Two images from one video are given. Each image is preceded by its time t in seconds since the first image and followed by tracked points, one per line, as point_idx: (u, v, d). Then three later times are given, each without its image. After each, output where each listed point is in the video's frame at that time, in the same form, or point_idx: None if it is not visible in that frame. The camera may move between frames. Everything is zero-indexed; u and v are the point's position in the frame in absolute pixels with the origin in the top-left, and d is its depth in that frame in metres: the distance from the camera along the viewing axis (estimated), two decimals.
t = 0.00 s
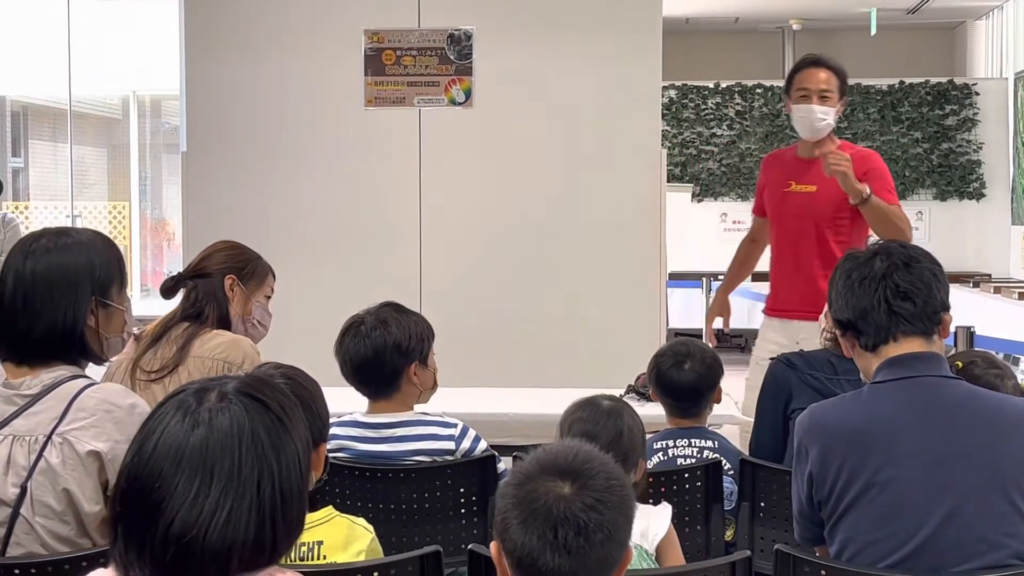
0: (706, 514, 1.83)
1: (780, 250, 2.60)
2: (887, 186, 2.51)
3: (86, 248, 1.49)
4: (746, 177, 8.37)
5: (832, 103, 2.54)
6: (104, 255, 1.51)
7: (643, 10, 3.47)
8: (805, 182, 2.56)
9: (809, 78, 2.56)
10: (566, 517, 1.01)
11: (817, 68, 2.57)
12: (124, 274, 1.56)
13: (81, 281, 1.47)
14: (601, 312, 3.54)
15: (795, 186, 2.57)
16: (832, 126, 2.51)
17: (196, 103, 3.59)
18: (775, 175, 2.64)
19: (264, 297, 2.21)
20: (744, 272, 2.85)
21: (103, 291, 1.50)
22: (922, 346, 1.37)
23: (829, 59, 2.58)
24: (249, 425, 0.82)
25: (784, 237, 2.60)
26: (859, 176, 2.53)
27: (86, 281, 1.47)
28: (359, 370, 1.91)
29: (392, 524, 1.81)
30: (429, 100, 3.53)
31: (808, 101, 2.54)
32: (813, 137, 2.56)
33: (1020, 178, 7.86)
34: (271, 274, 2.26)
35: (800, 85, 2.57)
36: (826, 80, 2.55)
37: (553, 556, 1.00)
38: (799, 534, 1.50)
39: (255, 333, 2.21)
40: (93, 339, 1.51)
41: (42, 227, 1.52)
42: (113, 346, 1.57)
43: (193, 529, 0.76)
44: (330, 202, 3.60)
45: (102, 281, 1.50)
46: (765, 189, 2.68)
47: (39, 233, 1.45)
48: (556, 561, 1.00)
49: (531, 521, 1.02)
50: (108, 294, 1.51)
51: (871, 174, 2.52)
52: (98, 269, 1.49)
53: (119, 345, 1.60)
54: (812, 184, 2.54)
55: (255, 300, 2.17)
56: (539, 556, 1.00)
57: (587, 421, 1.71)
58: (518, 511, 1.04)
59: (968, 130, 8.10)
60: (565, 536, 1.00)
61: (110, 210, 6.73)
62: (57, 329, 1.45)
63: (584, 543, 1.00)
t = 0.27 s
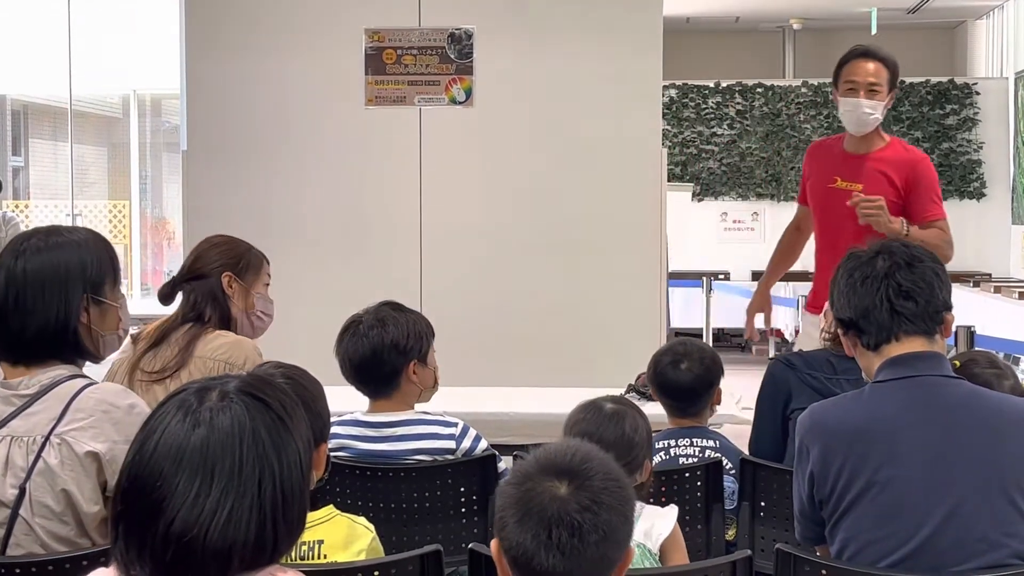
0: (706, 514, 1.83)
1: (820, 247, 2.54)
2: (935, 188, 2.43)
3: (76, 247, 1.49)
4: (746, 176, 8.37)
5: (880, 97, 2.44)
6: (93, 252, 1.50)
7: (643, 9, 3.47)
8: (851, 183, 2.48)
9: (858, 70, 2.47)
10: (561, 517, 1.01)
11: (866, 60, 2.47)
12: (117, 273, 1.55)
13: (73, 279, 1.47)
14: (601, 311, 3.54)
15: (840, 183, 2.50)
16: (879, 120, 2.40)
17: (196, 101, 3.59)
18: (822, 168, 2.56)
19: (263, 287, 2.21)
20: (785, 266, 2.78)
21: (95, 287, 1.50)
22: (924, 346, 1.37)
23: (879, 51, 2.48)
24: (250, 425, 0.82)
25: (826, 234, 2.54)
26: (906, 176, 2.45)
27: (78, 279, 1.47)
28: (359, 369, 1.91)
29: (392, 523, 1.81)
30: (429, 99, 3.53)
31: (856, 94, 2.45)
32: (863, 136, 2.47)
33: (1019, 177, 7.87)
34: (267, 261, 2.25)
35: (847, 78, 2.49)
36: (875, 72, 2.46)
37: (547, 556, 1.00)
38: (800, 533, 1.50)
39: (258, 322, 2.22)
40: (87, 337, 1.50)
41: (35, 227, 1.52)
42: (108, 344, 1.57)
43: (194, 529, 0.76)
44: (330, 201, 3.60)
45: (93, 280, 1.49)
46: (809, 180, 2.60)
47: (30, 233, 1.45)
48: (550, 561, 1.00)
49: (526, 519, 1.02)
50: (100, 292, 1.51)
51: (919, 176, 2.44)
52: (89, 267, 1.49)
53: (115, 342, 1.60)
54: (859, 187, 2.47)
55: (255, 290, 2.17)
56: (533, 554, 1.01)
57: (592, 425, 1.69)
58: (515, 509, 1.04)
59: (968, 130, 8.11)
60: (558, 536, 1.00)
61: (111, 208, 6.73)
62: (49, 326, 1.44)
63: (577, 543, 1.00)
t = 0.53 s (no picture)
0: (707, 513, 1.83)
1: (846, 245, 2.55)
2: (963, 189, 2.43)
3: (75, 246, 1.49)
4: (746, 176, 8.38)
5: (907, 95, 2.44)
6: (90, 251, 1.50)
7: (644, 9, 3.47)
8: (878, 182, 2.48)
9: (886, 68, 2.47)
10: (560, 517, 1.01)
11: (893, 58, 2.47)
12: (116, 271, 1.55)
13: (72, 278, 1.47)
14: (602, 311, 3.54)
15: (868, 182, 2.49)
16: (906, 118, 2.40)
17: (196, 101, 3.59)
18: (847, 165, 2.55)
19: (254, 278, 2.20)
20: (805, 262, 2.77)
21: (94, 286, 1.50)
22: (926, 346, 1.37)
23: (907, 48, 2.48)
24: (252, 424, 0.82)
25: (852, 232, 2.54)
26: (934, 177, 2.45)
27: (78, 278, 1.47)
28: (359, 369, 1.91)
29: (393, 522, 1.81)
30: (430, 98, 3.53)
31: (883, 93, 2.45)
32: (889, 134, 2.47)
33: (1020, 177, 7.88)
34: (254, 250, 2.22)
35: (875, 75, 2.49)
36: (902, 70, 2.46)
37: (544, 555, 1.00)
38: (800, 533, 1.51)
39: (254, 313, 2.23)
40: (87, 337, 1.50)
41: (34, 228, 1.52)
42: (109, 343, 1.57)
43: (195, 527, 0.76)
44: (330, 200, 3.60)
45: (93, 279, 1.49)
46: (834, 174, 2.60)
47: (29, 233, 1.45)
48: (546, 560, 1.00)
49: (525, 519, 1.03)
50: (99, 291, 1.51)
51: (948, 176, 2.43)
52: (88, 266, 1.48)
53: (115, 342, 1.59)
54: (884, 186, 2.47)
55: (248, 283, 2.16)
56: (530, 552, 1.01)
57: (597, 428, 1.68)
58: (513, 508, 1.04)
59: (969, 130, 8.11)
60: (557, 536, 1.00)
61: (111, 207, 6.73)
62: (48, 326, 1.44)
63: (577, 543, 1.00)
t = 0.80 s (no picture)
0: (708, 513, 1.83)
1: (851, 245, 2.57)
2: (970, 190, 2.42)
3: (76, 244, 1.49)
4: (746, 176, 8.38)
5: (912, 98, 2.42)
6: (89, 247, 1.50)
7: (645, 8, 3.47)
8: (884, 183, 2.49)
9: (891, 70, 2.45)
10: (562, 517, 1.01)
11: (898, 59, 2.46)
12: (116, 270, 1.55)
13: (74, 276, 1.47)
14: (602, 311, 3.54)
15: (874, 183, 2.50)
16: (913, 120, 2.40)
17: (197, 100, 3.59)
18: (855, 166, 2.56)
19: (247, 274, 2.21)
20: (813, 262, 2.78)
21: (94, 283, 1.50)
22: (926, 346, 1.38)
23: (913, 49, 2.46)
24: (253, 423, 0.82)
25: (857, 231, 2.56)
26: (941, 178, 2.44)
27: (79, 276, 1.47)
28: (359, 369, 1.91)
29: (393, 521, 1.81)
30: (431, 98, 3.53)
31: (887, 96, 2.44)
32: (896, 136, 2.47)
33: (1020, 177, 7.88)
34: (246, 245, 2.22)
35: (878, 78, 2.48)
36: (907, 72, 2.44)
37: (549, 555, 1.00)
38: (801, 533, 1.51)
39: (248, 309, 2.23)
40: (88, 336, 1.50)
41: (34, 227, 1.52)
42: (109, 342, 1.57)
43: (195, 527, 0.76)
44: (331, 199, 3.60)
45: (94, 278, 1.49)
46: (841, 175, 2.61)
47: (29, 232, 1.45)
48: (551, 560, 1.00)
49: (528, 519, 1.03)
50: (100, 289, 1.51)
51: (955, 177, 2.42)
52: (88, 265, 1.49)
53: (115, 342, 1.60)
54: (891, 187, 2.47)
55: (241, 280, 2.17)
56: (534, 553, 1.01)
57: (600, 429, 1.68)
58: (515, 509, 1.04)
59: (969, 130, 8.11)
60: (560, 536, 1.00)
61: (110, 207, 6.72)
62: (50, 325, 1.44)
63: (579, 543, 1.00)
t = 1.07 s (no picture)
0: (708, 512, 1.83)
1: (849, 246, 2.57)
2: (966, 190, 2.41)
3: (75, 243, 1.49)
4: (747, 176, 8.37)
5: (907, 99, 2.42)
6: (89, 246, 1.50)
7: (646, 8, 3.47)
8: (880, 184, 2.49)
9: (887, 71, 2.45)
10: (562, 518, 1.01)
11: (894, 61, 2.46)
12: (116, 269, 1.55)
13: (74, 275, 1.47)
14: (603, 311, 3.54)
15: (871, 184, 2.51)
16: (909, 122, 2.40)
17: (197, 100, 3.59)
18: (852, 166, 2.56)
19: (247, 273, 2.20)
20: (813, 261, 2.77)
21: (93, 282, 1.50)
22: (927, 346, 1.38)
23: (908, 50, 2.46)
24: (252, 423, 0.82)
25: (856, 232, 2.56)
26: (937, 178, 2.44)
27: (78, 275, 1.47)
28: (358, 368, 1.91)
29: (394, 521, 1.81)
30: (431, 98, 3.53)
31: (882, 97, 2.43)
32: (892, 136, 2.47)
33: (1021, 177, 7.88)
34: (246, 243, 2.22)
35: (874, 79, 2.47)
36: (902, 73, 2.44)
37: (549, 556, 1.00)
38: (801, 533, 1.51)
39: (248, 308, 2.23)
40: (87, 334, 1.50)
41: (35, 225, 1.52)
42: (109, 341, 1.57)
43: (194, 526, 0.76)
44: (331, 199, 3.60)
45: (94, 277, 1.49)
46: (838, 175, 2.62)
47: (29, 231, 1.45)
48: (552, 561, 1.00)
49: (528, 520, 1.02)
50: (100, 288, 1.51)
51: (951, 177, 2.42)
52: (88, 264, 1.49)
53: (115, 341, 1.60)
54: (887, 188, 2.47)
55: (241, 278, 2.16)
56: (534, 554, 1.01)
57: (602, 430, 1.68)
58: (515, 511, 1.04)
59: (970, 130, 8.11)
60: (560, 537, 1.00)
61: (111, 206, 6.73)
62: (50, 324, 1.44)
63: (580, 544, 1.00)
